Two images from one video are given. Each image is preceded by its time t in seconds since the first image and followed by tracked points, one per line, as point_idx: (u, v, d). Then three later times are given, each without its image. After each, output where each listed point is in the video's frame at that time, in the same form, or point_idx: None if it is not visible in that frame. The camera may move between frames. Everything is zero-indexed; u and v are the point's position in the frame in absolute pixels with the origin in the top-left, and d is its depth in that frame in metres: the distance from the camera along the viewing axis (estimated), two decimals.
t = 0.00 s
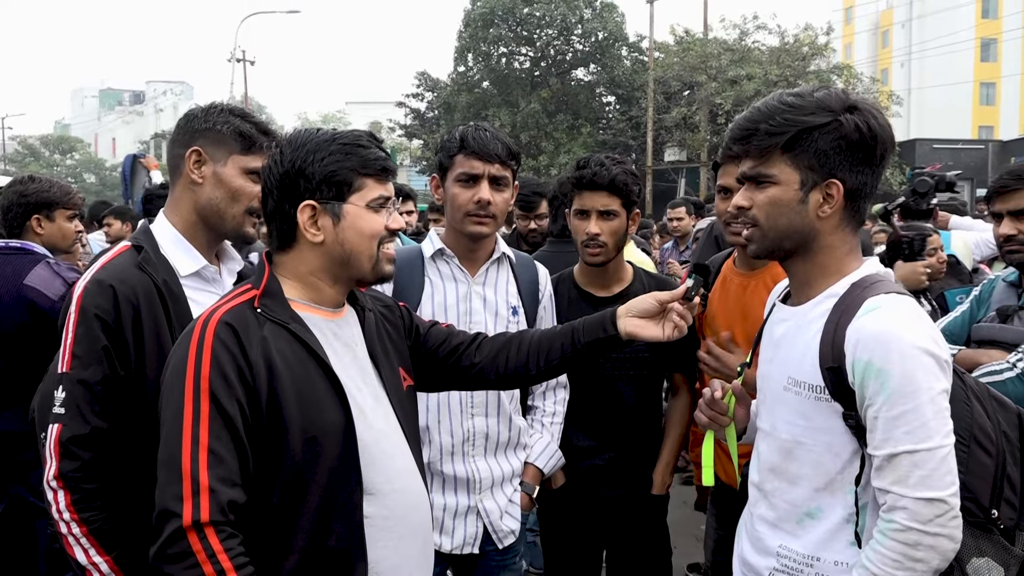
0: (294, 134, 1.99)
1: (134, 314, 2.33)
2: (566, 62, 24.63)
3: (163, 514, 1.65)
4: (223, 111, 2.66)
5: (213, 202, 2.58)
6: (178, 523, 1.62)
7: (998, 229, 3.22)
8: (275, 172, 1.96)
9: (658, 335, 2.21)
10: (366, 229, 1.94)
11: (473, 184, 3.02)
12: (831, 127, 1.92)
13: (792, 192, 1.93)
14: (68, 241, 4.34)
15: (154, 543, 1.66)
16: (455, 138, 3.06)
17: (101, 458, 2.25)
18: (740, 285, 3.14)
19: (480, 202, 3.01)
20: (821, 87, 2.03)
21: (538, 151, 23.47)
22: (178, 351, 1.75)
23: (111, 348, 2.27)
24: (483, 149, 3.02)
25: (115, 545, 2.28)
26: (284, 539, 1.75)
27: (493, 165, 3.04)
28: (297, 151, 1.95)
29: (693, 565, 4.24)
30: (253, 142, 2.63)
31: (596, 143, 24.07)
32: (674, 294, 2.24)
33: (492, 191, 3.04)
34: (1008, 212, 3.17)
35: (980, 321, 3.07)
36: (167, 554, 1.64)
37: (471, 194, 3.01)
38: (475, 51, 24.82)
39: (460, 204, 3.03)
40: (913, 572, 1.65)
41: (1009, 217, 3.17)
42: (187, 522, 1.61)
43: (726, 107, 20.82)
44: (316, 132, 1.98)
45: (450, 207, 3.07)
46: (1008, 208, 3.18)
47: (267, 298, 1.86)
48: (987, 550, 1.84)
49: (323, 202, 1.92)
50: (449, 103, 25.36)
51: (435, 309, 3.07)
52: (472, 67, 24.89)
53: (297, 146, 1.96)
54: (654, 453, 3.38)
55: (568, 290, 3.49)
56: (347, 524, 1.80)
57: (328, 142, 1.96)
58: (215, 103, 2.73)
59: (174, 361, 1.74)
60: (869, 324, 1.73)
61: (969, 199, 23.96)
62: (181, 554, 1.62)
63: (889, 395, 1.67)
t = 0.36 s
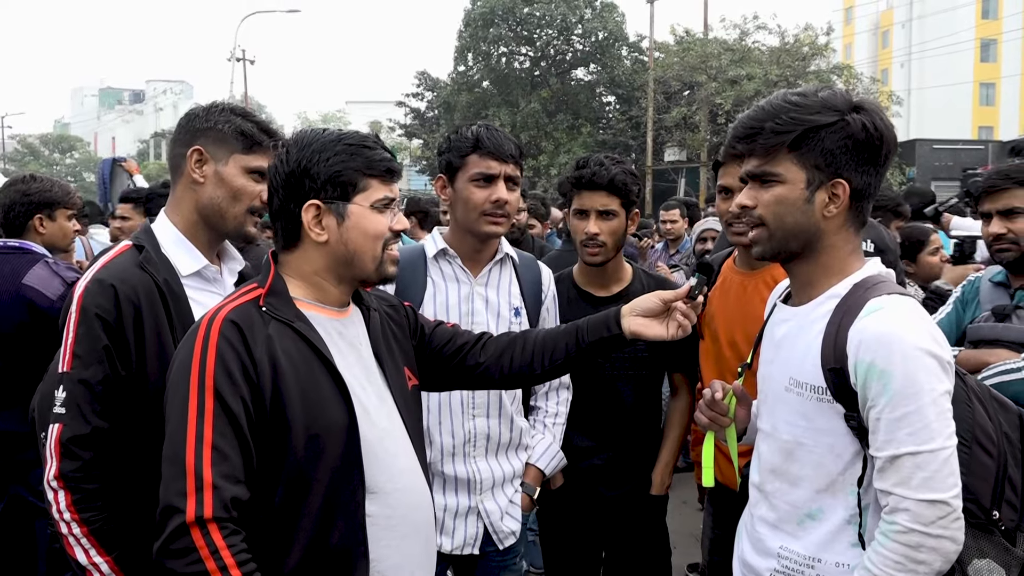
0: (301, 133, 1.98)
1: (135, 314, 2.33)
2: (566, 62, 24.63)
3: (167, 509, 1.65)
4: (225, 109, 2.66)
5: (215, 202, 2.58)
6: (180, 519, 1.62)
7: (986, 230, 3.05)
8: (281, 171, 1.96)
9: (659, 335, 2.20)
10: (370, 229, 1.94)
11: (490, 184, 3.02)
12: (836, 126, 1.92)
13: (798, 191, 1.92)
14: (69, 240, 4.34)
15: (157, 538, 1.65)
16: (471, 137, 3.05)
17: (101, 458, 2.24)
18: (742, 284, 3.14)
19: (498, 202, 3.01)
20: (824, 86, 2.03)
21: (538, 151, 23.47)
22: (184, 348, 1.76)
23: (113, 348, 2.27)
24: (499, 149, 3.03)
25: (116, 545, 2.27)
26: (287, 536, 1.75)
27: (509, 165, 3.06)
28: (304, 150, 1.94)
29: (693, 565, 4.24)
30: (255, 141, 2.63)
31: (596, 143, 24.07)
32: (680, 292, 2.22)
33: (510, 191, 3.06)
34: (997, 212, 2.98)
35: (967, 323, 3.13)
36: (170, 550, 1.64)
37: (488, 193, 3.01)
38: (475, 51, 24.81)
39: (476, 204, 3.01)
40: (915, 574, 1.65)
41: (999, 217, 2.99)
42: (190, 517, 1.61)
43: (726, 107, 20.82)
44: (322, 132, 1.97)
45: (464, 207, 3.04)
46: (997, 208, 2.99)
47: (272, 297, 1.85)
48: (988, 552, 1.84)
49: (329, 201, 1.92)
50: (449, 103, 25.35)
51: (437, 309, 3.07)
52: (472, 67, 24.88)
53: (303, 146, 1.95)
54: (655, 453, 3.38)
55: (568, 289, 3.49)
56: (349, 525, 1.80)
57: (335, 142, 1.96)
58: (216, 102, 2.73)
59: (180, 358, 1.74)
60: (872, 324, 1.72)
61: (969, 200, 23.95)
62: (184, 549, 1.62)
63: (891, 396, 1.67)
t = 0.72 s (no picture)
0: (301, 133, 1.98)
1: (137, 312, 2.33)
2: (566, 62, 24.64)
3: (167, 507, 1.65)
4: (226, 108, 2.66)
5: (216, 201, 2.58)
6: (180, 516, 1.62)
7: (994, 232, 3.05)
8: (281, 170, 1.96)
9: (660, 335, 2.20)
10: (369, 229, 1.93)
11: (494, 184, 3.01)
12: (836, 128, 1.92)
13: (797, 193, 1.92)
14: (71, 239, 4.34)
15: (157, 535, 1.65)
16: (474, 137, 3.05)
17: (102, 457, 2.24)
18: (743, 284, 3.14)
19: (502, 201, 3.01)
20: (826, 87, 2.03)
21: (538, 151, 23.47)
22: (185, 346, 1.76)
23: (114, 346, 2.26)
24: (503, 149, 3.03)
25: (116, 544, 2.27)
26: (287, 534, 1.75)
27: (511, 164, 3.06)
28: (304, 150, 1.94)
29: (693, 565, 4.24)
30: (257, 139, 2.63)
31: (596, 143, 24.06)
32: (681, 292, 2.21)
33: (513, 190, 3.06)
34: (1005, 214, 3.00)
35: (972, 325, 3.04)
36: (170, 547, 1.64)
37: (492, 193, 3.00)
38: (475, 50, 24.81)
39: (480, 204, 3.01)
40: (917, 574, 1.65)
41: (1007, 218, 3.00)
42: (189, 514, 1.61)
43: (726, 107, 20.84)
44: (324, 131, 1.97)
45: (467, 208, 3.03)
46: (1006, 209, 3.00)
47: (274, 295, 1.85)
48: (989, 553, 1.84)
49: (328, 201, 1.92)
50: (449, 102, 25.33)
51: (437, 309, 3.06)
52: (472, 67, 24.86)
53: (304, 145, 1.96)
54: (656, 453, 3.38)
55: (568, 289, 3.48)
56: (350, 525, 1.80)
57: (335, 142, 1.96)
58: (218, 101, 2.73)
59: (181, 356, 1.74)
60: (875, 324, 1.72)
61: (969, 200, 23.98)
62: (183, 546, 1.62)
63: (893, 396, 1.67)
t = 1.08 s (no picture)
0: (297, 131, 1.98)
1: (137, 310, 2.32)
2: (566, 61, 24.64)
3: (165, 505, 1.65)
4: (227, 107, 2.66)
5: (217, 200, 2.58)
6: (178, 515, 1.62)
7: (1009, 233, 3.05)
8: (278, 167, 1.97)
9: (660, 335, 2.20)
10: (363, 227, 1.93)
11: (489, 182, 3.01)
12: (834, 128, 1.92)
13: (796, 193, 1.93)
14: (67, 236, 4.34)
15: (155, 534, 1.65)
16: (469, 136, 3.05)
17: (102, 455, 2.24)
18: (743, 280, 3.13)
19: (497, 199, 3.01)
20: (826, 86, 2.02)
21: (539, 150, 23.45)
22: (183, 345, 1.76)
23: (114, 344, 2.26)
24: (497, 147, 3.03)
25: (116, 542, 2.27)
26: (285, 533, 1.75)
27: (505, 162, 3.06)
28: (300, 148, 1.95)
29: (692, 565, 4.24)
30: (258, 138, 2.63)
31: (596, 143, 24.06)
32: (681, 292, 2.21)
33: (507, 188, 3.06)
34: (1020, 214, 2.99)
35: (987, 325, 2.94)
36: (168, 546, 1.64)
37: (488, 191, 3.00)
38: (475, 49, 24.78)
39: (474, 203, 3.00)
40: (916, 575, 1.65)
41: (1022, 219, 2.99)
42: (187, 513, 1.61)
43: (726, 107, 20.83)
44: (319, 129, 1.97)
45: (463, 207, 3.03)
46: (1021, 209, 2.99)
47: (271, 294, 1.85)
48: (989, 553, 1.84)
49: (323, 198, 1.92)
50: (449, 101, 25.30)
51: (434, 307, 3.06)
52: (473, 66, 24.85)
53: (300, 143, 1.95)
54: (655, 452, 3.38)
55: (567, 288, 3.48)
56: (349, 524, 1.80)
57: (331, 140, 1.95)
58: (219, 99, 2.73)
59: (179, 355, 1.74)
60: (874, 324, 1.72)
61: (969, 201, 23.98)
62: (182, 545, 1.61)
63: (892, 397, 1.67)
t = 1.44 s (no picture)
0: (292, 129, 1.99)
1: (139, 309, 2.33)
2: (566, 61, 24.66)
3: (163, 507, 1.65)
4: (229, 106, 2.67)
5: (218, 199, 2.58)
6: (175, 518, 1.62)
7: None
8: (273, 166, 1.97)
9: (660, 332, 2.20)
10: (359, 226, 1.93)
11: (485, 181, 3.01)
12: (835, 126, 1.92)
13: (796, 192, 1.93)
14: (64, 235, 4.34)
15: (153, 537, 1.66)
16: (465, 136, 3.05)
17: (105, 454, 2.24)
18: (743, 278, 3.13)
19: (492, 199, 3.00)
20: (827, 85, 2.02)
21: (539, 149, 23.44)
22: (179, 346, 1.76)
23: (116, 343, 2.27)
24: (492, 146, 3.03)
25: (118, 542, 2.27)
26: (284, 534, 1.75)
27: (501, 162, 3.05)
28: (296, 146, 1.95)
29: (693, 564, 4.24)
30: (258, 137, 2.64)
31: (597, 142, 24.05)
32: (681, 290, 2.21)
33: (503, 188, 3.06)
34: None
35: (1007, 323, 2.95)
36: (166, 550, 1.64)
37: (483, 191, 3.00)
38: (476, 49, 24.76)
39: (470, 204, 3.01)
40: (917, 573, 1.65)
41: None
42: (184, 515, 1.61)
43: (727, 107, 20.84)
44: (315, 127, 1.97)
45: (459, 207, 3.04)
46: None
47: (267, 294, 1.85)
48: (991, 551, 1.84)
49: (319, 197, 1.92)
50: (449, 101, 25.28)
51: (434, 306, 3.06)
52: (473, 66, 24.83)
53: (295, 141, 1.96)
54: (654, 451, 3.38)
55: (567, 288, 3.48)
56: (350, 523, 1.80)
57: (326, 138, 1.96)
58: (220, 99, 2.74)
59: (175, 357, 1.74)
60: (874, 324, 1.73)
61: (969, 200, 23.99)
62: (179, 548, 1.62)
63: (893, 396, 1.67)
